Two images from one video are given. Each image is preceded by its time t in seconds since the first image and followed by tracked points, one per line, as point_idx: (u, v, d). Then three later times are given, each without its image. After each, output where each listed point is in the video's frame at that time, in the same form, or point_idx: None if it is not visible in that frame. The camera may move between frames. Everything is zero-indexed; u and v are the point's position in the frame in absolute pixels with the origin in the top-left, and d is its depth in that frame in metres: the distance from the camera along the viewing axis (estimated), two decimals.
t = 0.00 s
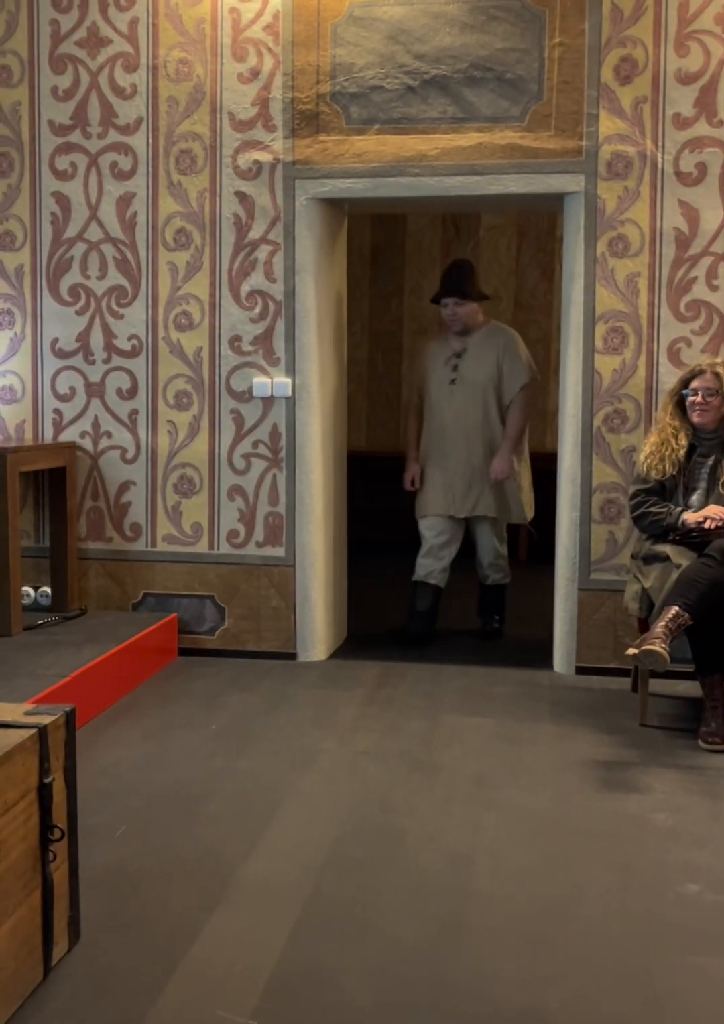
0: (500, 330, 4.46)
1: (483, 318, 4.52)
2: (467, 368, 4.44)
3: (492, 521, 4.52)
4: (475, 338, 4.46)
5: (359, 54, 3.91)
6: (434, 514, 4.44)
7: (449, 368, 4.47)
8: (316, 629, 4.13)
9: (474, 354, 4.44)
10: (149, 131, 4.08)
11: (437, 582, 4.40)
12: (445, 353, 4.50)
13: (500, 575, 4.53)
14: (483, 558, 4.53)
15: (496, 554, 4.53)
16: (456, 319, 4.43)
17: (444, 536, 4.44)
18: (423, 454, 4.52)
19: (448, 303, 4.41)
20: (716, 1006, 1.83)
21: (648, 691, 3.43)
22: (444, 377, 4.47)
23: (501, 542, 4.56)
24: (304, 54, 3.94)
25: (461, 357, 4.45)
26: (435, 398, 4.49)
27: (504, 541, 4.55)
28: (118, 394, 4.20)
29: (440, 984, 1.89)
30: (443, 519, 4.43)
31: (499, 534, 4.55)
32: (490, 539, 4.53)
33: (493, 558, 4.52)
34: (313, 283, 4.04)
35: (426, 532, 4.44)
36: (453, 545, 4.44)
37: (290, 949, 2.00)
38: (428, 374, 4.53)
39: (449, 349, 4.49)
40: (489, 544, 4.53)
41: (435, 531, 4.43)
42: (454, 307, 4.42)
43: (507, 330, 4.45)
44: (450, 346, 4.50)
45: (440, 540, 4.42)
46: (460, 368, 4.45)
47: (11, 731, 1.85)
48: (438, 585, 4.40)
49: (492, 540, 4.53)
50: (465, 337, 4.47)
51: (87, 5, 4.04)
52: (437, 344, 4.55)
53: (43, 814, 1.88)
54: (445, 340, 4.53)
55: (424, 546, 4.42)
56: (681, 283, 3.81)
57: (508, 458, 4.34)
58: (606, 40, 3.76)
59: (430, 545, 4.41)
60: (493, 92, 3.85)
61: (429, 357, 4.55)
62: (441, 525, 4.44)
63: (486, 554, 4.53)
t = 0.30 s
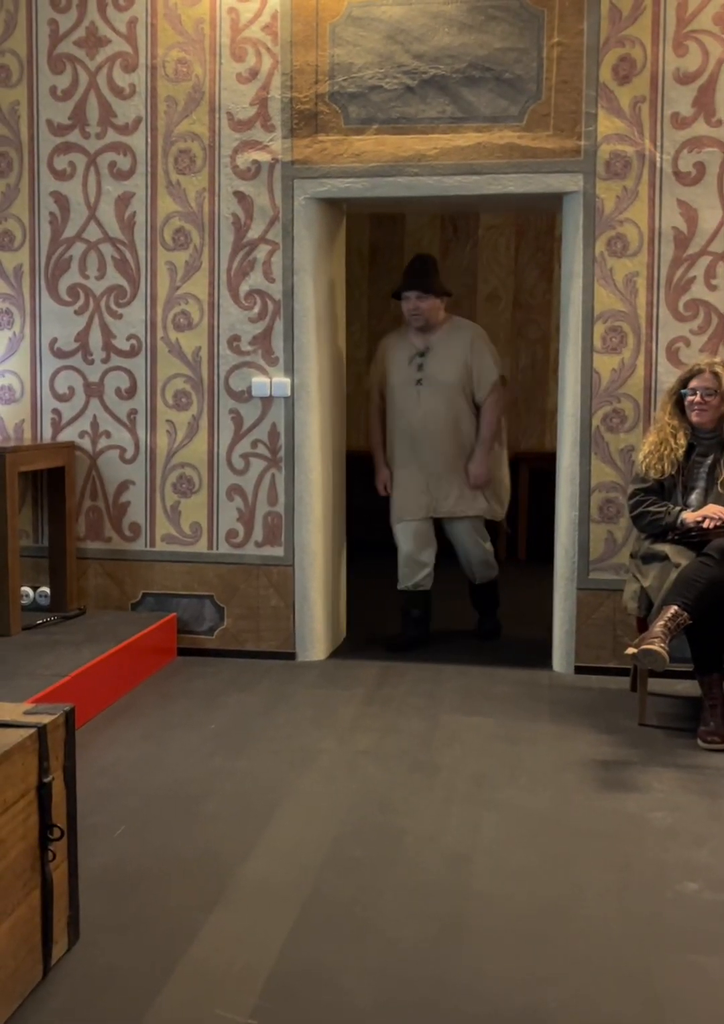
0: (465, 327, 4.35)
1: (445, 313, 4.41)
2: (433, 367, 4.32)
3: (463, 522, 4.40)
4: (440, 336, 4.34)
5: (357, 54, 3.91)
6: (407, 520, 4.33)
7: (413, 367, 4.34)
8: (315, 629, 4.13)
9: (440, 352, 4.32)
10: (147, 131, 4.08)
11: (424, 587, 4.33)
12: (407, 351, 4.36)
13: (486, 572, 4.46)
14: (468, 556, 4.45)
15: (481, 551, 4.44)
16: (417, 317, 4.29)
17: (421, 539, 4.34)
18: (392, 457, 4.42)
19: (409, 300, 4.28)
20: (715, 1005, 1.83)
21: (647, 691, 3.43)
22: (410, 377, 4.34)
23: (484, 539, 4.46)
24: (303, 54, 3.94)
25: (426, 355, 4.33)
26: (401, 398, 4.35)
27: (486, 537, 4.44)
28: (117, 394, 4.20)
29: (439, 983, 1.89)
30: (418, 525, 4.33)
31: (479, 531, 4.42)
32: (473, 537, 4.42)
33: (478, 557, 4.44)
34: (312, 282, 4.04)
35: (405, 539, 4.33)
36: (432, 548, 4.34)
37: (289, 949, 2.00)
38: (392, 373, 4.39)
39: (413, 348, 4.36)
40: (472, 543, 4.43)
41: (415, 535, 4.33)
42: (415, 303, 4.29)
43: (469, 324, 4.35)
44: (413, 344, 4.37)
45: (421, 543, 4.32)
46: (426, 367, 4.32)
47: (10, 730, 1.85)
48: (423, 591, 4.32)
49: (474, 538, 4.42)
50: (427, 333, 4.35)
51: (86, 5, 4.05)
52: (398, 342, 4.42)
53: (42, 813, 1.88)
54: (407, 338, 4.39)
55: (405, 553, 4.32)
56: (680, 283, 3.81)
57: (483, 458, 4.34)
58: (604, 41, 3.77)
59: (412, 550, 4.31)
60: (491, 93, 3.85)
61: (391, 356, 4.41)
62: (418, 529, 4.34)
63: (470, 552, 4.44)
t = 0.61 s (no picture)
0: (450, 325, 4.20)
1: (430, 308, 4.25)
2: (416, 362, 4.16)
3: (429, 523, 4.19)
4: (424, 331, 4.18)
5: (357, 55, 3.92)
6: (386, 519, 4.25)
7: (396, 361, 4.18)
8: (315, 630, 4.13)
9: (424, 348, 4.16)
10: (147, 131, 4.08)
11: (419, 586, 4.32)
12: (390, 345, 4.20)
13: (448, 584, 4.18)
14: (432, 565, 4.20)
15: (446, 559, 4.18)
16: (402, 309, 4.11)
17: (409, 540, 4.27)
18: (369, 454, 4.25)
19: (396, 291, 4.10)
20: (715, 1005, 1.82)
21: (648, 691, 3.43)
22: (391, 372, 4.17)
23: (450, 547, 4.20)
24: (302, 55, 3.95)
25: (410, 350, 4.17)
26: (381, 393, 4.19)
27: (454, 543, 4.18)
28: (117, 395, 4.20)
29: (439, 984, 1.89)
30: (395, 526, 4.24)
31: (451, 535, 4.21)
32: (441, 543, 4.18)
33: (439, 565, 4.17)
34: (312, 283, 4.04)
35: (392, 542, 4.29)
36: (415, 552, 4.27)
37: (290, 949, 2.00)
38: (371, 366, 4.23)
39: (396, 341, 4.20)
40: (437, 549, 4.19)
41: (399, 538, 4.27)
42: (402, 295, 4.11)
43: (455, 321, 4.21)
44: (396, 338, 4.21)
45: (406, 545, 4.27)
46: (409, 363, 4.16)
47: (10, 730, 1.85)
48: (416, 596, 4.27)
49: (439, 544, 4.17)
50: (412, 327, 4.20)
51: (86, 5, 4.05)
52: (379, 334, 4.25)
53: (43, 813, 1.88)
54: (391, 331, 4.23)
55: (394, 555, 4.28)
56: (679, 284, 3.81)
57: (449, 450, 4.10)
58: (604, 42, 3.77)
59: (399, 554, 4.27)
60: (491, 93, 3.86)
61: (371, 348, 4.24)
62: (404, 530, 4.26)
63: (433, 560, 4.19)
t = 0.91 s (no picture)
0: (448, 336, 3.99)
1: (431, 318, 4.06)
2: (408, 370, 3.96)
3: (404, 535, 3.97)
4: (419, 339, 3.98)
5: (356, 58, 3.92)
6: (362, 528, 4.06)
7: (387, 366, 3.99)
8: (315, 632, 4.13)
9: (417, 356, 3.96)
10: (147, 134, 4.08)
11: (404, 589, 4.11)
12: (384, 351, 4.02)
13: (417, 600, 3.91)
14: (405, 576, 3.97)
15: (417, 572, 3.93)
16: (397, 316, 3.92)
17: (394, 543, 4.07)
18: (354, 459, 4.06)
19: (392, 297, 3.92)
20: (716, 1007, 1.82)
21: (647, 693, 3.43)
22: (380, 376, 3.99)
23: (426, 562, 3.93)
24: (302, 57, 3.95)
25: (403, 356, 3.98)
26: (369, 397, 4.00)
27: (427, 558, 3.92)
28: (116, 397, 4.20)
29: (439, 986, 1.88)
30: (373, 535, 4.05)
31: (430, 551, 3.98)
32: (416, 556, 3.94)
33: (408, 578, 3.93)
34: (312, 285, 4.04)
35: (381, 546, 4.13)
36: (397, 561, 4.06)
37: (290, 949, 2.00)
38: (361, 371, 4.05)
39: (390, 347, 4.02)
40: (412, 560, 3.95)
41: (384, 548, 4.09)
42: (399, 301, 3.92)
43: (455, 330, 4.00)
44: (391, 343, 4.03)
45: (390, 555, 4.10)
46: (400, 369, 3.97)
47: (10, 732, 1.85)
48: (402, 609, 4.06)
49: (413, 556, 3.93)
50: (408, 334, 4.00)
51: (86, 8, 4.05)
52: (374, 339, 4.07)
53: (42, 815, 1.87)
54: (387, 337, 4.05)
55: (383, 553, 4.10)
56: (678, 286, 3.82)
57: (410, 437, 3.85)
58: (603, 44, 3.77)
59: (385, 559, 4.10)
60: (490, 96, 3.86)
61: (364, 354, 4.06)
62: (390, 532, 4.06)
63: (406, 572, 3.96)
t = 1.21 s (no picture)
0: (447, 333, 3.86)
1: (432, 315, 3.92)
2: (405, 369, 3.85)
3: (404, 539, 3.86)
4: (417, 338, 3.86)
5: (357, 60, 3.92)
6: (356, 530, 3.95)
7: (384, 366, 3.88)
8: (316, 633, 4.13)
9: (414, 355, 3.85)
10: (148, 136, 4.08)
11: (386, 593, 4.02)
12: (383, 351, 3.92)
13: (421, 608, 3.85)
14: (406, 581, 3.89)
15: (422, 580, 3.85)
16: (394, 316, 3.79)
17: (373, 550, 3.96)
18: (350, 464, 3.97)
19: (389, 297, 3.78)
20: (716, 1010, 1.82)
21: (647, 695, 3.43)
22: (377, 375, 3.89)
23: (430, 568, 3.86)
24: (303, 59, 3.95)
25: (401, 356, 3.87)
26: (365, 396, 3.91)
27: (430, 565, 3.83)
28: (117, 398, 4.20)
29: (440, 988, 1.88)
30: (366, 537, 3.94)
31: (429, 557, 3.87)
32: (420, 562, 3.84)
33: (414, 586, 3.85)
34: (313, 287, 4.04)
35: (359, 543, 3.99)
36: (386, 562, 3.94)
37: (290, 951, 2.00)
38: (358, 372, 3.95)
39: (388, 346, 3.90)
40: (414, 566, 3.85)
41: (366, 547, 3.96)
42: (396, 301, 3.78)
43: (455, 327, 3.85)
44: (391, 343, 3.92)
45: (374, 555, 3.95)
46: (397, 369, 3.86)
47: (10, 733, 1.85)
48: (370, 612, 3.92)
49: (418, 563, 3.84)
50: (407, 332, 3.87)
51: (87, 9, 4.05)
52: (372, 339, 3.97)
53: (43, 817, 1.87)
54: (386, 336, 3.94)
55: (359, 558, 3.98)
56: (679, 288, 3.82)
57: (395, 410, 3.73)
58: (604, 46, 3.78)
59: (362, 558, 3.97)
60: (491, 97, 3.86)
61: (363, 355, 3.96)
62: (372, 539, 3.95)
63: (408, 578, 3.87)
